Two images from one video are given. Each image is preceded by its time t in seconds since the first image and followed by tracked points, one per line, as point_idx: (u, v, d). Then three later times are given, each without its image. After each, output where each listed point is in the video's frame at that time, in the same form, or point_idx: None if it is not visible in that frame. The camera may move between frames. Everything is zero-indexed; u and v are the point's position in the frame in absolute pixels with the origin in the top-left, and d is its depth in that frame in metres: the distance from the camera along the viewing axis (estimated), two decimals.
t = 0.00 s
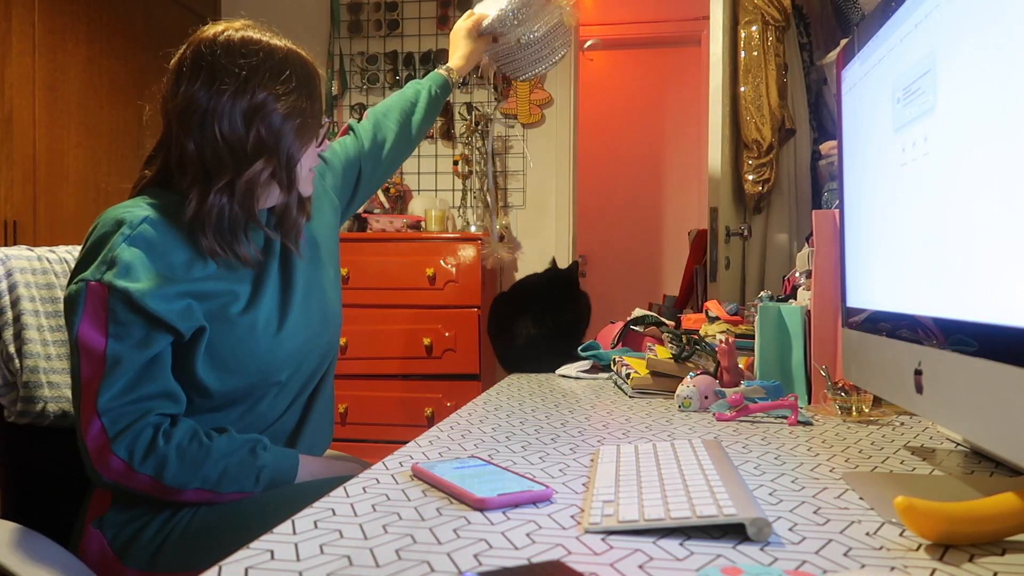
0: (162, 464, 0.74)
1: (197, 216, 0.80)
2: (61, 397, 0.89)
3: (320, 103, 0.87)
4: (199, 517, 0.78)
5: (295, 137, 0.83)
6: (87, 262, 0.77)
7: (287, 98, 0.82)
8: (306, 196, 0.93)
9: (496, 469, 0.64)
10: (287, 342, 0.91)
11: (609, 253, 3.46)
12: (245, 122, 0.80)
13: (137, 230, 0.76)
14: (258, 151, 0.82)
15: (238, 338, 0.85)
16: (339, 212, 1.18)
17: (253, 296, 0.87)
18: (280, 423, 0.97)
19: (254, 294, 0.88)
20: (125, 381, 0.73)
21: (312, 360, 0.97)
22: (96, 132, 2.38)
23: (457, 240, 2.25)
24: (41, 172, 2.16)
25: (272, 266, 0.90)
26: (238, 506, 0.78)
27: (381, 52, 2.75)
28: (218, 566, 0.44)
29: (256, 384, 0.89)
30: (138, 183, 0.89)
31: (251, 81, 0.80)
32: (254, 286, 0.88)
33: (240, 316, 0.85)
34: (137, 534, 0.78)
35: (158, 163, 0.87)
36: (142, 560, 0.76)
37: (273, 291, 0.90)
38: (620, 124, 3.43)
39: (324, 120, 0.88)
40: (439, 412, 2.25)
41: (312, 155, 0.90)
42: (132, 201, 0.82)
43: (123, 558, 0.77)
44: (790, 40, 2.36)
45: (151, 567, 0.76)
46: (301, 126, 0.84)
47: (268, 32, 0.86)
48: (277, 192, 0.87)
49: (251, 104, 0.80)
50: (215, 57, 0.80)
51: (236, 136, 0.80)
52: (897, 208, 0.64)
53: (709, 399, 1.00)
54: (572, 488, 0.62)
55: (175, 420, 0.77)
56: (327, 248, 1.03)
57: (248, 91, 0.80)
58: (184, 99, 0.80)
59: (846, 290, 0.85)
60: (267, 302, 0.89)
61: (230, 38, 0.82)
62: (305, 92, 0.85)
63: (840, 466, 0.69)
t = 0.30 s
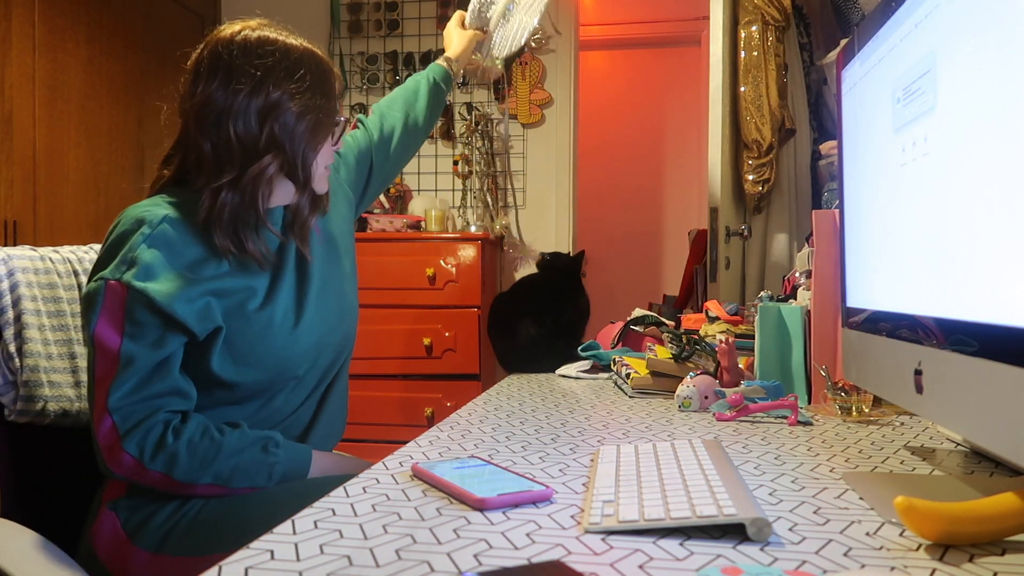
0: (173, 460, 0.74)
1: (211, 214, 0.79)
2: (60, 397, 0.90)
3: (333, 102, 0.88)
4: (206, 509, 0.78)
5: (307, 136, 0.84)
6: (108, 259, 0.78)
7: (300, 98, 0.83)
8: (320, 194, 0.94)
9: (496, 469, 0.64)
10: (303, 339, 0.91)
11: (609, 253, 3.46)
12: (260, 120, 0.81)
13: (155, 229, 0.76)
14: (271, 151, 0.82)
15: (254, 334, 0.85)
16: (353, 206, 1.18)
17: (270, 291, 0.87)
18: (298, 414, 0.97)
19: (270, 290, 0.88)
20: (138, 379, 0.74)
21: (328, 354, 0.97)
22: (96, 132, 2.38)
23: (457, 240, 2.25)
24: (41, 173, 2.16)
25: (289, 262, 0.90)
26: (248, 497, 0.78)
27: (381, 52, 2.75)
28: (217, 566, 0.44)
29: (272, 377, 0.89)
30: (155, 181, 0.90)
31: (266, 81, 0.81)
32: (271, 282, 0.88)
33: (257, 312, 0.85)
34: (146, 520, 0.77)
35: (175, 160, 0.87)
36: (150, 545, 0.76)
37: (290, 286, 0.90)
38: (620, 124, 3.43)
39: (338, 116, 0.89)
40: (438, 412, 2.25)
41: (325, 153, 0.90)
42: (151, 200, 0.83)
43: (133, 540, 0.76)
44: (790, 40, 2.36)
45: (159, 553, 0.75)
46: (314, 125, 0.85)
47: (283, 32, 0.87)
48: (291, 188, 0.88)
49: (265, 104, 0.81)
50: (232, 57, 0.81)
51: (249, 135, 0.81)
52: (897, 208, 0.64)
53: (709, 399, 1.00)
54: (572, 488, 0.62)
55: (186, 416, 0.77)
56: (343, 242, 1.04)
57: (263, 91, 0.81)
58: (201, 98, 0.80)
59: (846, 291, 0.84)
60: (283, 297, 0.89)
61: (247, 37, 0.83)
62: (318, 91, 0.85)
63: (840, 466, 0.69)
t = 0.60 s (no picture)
0: (183, 460, 0.74)
1: (224, 216, 0.80)
2: (62, 397, 0.89)
3: (344, 106, 0.88)
4: (214, 508, 0.77)
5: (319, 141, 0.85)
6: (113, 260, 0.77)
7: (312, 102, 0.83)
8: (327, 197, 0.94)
9: (496, 469, 0.64)
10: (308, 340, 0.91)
11: (609, 253, 3.46)
12: (273, 125, 0.81)
13: (164, 229, 0.76)
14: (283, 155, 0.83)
15: (260, 335, 0.85)
16: (352, 202, 1.19)
17: (276, 293, 0.87)
18: (301, 413, 0.97)
19: (277, 290, 0.88)
20: (147, 379, 0.73)
21: (332, 351, 0.98)
22: (96, 132, 2.38)
23: (457, 240, 2.25)
24: (41, 172, 2.16)
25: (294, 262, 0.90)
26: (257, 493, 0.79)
27: (381, 52, 2.75)
28: (217, 566, 0.44)
29: (277, 377, 0.89)
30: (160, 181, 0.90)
31: (280, 86, 0.81)
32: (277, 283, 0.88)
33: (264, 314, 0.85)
34: (154, 519, 0.78)
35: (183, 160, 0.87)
36: (159, 545, 0.76)
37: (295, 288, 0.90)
38: (620, 124, 3.43)
39: (347, 120, 0.89)
40: (438, 412, 2.26)
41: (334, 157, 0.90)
42: (157, 199, 0.82)
43: (142, 539, 0.77)
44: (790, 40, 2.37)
45: (168, 552, 0.75)
46: (325, 129, 0.85)
47: (294, 34, 0.87)
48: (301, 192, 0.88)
49: (278, 109, 0.81)
50: (246, 60, 0.81)
51: (262, 140, 0.81)
52: (897, 209, 0.64)
53: (709, 399, 1.00)
54: (572, 488, 0.62)
55: (195, 416, 0.77)
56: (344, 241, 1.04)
57: (276, 96, 0.81)
58: (213, 101, 0.80)
59: (847, 291, 0.85)
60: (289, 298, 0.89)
61: (259, 39, 0.82)
62: (329, 95, 0.85)
63: (840, 466, 0.69)
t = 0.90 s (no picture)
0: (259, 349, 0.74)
1: (211, 212, 0.80)
2: (64, 397, 0.89)
3: (331, 105, 0.89)
4: (213, 515, 0.78)
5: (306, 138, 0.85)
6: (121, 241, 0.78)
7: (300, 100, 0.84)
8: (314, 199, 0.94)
9: (496, 469, 0.64)
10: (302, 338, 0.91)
11: (609, 253, 3.46)
12: (261, 123, 0.82)
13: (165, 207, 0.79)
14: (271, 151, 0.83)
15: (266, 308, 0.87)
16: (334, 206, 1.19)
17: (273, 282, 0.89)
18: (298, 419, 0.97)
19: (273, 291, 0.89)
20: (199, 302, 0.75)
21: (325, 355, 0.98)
22: (96, 133, 2.38)
23: (457, 240, 2.25)
24: (41, 172, 2.16)
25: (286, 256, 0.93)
26: (255, 501, 0.79)
27: (381, 52, 2.75)
28: (217, 566, 0.44)
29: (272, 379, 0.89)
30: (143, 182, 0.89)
31: (268, 84, 0.82)
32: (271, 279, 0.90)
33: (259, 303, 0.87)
34: (150, 530, 0.78)
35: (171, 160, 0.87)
36: (154, 554, 0.76)
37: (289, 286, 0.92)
38: (620, 124, 3.43)
39: (334, 118, 0.90)
40: (438, 412, 2.26)
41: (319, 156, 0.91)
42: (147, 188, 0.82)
43: (137, 551, 0.76)
44: (790, 40, 2.37)
45: (165, 562, 0.75)
46: (313, 128, 0.86)
47: (281, 35, 0.88)
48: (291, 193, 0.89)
49: (266, 106, 0.82)
50: (233, 59, 0.81)
51: (250, 136, 0.82)
52: (897, 208, 0.64)
53: (709, 399, 1.00)
54: (572, 488, 0.62)
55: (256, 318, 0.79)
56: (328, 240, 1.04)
57: (264, 94, 0.81)
58: (201, 100, 0.80)
59: (846, 291, 0.85)
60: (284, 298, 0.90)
61: (247, 39, 0.84)
62: (316, 93, 0.86)
63: (840, 466, 0.69)
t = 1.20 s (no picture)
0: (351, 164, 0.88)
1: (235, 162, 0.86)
2: (60, 398, 0.90)
3: (296, 91, 0.91)
4: (217, 517, 0.78)
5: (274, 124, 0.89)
6: (161, 187, 0.79)
7: (262, 90, 0.86)
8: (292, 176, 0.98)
9: (496, 469, 0.64)
10: (292, 317, 0.92)
11: (609, 253, 3.46)
12: (227, 114, 0.85)
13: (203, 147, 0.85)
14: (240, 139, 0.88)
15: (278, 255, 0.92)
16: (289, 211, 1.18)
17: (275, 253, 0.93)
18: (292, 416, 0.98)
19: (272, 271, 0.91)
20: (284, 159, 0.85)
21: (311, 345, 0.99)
22: (96, 133, 2.38)
23: (457, 240, 2.25)
24: (41, 172, 2.16)
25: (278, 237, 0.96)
26: (260, 495, 0.80)
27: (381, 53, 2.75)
28: (217, 566, 0.44)
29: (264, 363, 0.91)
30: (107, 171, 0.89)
31: (228, 76, 0.84)
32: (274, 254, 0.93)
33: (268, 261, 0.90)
34: (155, 535, 0.78)
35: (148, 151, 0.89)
36: (161, 559, 0.76)
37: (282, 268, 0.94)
38: (620, 124, 3.42)
39: (302, 102, 0.93)
40: (438, 412, 2.26)
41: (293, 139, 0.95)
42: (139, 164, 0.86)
43: (142, 557, 0.77)
44: (791, 40, 2.36)
45: (173, 564, 0.76)
46: (279, 114, 0.89)
47: (243, 29, 0.89)
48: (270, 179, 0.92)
49: (229, 100, 0.85)
50: (192, 57, 0.84)
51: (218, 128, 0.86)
52: (897, 208, 0.64)
53: (709, 399, 1.00)
54: (572, 489, 0.62)
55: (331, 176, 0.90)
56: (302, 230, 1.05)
57: (226, 88, 0.84)
58: (163, 103, 0.84)
59: (846, 290, 0.85)
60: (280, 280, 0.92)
61: (206, 36, 0.85)
62: (280, 79, 0.89)
63: (840, 466, 0.69)
